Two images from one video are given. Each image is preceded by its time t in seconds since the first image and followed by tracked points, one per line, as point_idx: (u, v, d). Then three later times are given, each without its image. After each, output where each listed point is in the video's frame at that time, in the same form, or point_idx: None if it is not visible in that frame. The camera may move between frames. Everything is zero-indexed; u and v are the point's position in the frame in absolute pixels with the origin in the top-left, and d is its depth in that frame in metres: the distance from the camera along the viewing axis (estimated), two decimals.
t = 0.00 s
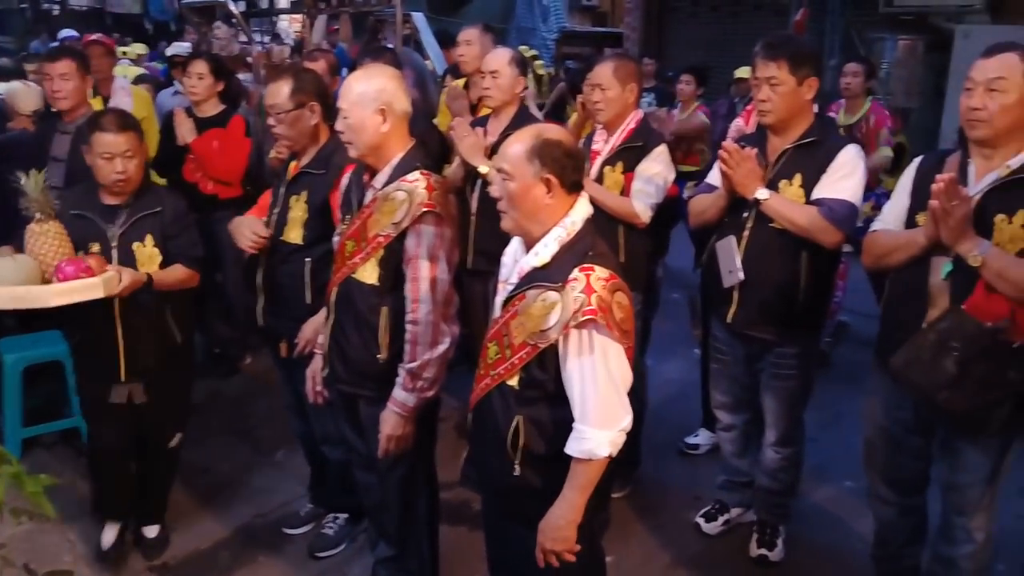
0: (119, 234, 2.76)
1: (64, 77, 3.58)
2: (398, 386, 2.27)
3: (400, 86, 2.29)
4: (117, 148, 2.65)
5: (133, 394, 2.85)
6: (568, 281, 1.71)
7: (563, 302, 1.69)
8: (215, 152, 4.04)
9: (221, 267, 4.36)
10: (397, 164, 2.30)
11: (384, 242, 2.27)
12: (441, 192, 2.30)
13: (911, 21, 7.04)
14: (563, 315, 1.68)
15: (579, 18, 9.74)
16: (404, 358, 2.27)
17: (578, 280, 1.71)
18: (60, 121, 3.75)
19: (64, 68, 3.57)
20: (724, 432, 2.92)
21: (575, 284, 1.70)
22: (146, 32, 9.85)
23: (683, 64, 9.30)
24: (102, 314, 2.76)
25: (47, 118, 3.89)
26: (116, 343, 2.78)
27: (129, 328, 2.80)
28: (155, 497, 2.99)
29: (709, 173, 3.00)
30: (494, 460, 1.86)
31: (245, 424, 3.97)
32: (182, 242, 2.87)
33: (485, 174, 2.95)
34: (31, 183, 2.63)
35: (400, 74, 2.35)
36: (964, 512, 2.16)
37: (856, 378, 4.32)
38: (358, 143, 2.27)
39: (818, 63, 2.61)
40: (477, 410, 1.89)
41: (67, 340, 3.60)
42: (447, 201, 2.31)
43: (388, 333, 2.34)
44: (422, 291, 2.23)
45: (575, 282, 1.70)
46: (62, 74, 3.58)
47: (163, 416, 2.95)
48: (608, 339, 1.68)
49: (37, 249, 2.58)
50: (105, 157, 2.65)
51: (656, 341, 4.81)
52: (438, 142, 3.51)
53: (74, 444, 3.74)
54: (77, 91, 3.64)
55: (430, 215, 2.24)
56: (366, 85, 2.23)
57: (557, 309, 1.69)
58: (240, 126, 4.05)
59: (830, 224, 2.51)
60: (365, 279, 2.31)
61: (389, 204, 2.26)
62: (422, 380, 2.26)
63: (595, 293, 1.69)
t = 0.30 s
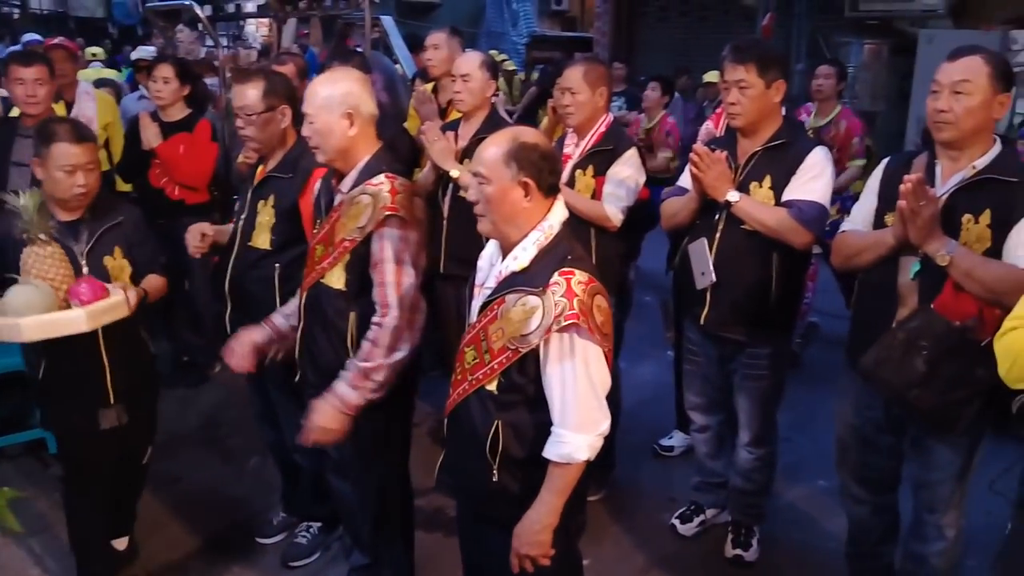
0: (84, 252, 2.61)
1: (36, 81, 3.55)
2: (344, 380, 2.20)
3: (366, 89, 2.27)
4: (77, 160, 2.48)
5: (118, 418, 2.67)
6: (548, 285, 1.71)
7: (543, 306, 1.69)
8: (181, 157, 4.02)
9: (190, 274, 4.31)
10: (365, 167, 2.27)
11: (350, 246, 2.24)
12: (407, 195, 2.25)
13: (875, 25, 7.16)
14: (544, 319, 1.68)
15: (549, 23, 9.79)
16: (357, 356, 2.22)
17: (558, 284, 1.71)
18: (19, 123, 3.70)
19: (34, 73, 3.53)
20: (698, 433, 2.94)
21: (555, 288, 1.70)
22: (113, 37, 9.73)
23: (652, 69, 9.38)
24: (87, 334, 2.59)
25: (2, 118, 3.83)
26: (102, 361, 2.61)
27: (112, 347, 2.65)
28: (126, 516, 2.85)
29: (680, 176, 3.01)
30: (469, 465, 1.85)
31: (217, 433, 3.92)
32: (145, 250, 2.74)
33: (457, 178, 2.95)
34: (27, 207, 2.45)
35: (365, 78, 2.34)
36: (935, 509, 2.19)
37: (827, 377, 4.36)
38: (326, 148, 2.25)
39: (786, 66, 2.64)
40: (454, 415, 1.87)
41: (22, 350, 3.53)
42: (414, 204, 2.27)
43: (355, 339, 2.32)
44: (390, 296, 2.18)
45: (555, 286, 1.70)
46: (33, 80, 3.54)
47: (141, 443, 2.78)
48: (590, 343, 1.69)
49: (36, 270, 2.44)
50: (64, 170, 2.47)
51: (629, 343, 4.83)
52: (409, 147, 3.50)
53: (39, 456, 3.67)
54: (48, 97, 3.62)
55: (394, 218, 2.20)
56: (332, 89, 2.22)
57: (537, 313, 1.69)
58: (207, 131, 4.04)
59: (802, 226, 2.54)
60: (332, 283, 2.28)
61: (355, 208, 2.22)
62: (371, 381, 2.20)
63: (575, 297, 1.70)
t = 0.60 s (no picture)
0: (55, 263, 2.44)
1: (10, 82, 3.51)
2: (247, 340, 2.02)
3: (338, 87, 2.25)
4: (45, 165, 2.34)
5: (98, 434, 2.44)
6: (533, 285, 1.71)
7: (528, 307, 1.69)
8: (157, 158, 3.98)
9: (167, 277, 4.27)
10: (336, 167, 2.23)
11: (319, 247, 2.19)
12: (376, 196, 2.16)
13: (853, 28, 7.23)
14: (529, 320, 1.68)
15: (530, 25, 9.80)
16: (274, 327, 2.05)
17: (543, 284, 1.70)
18: None
19: (8, 75, 3.50)
20: (679, 434, 2.94)
21: (540, 288, 1.70)
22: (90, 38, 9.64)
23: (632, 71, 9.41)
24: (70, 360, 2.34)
25: None
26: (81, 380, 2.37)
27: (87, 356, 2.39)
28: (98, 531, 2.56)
29: (661, 177, 3.02)
30: (451, 466, 1.83)
31: (196, 437, 3.88)
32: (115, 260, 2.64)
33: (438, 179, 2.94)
34: (44, 214, 2.20)
35: (337, 77, 2.32)
36: (914, 507, 2.20)
37: (807, 377, 4.39)
38: (301, 148, 2.22)
39: (766, 67, 2.65)
40: (437, 418, 1.86)
41: None
42: (383, 206, 2.18)
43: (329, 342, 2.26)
44: (332, 288, 2.04)
45: (540, 287, 1.70)
46: (8, 80, 3.50)
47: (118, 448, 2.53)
48: (574, 343, 1.69)
49: (59, 279, 2.22)
50: (33, 177, 2.32)
51: (610, 345, 4.84)
52: (389, 148, 3.48)
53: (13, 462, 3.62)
54: (22, 98, 3.56)
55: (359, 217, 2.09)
56: (304, 88, 2.18)
57: (522, 314, 1.68)
58: (183, 132, 4.02)
59: (782, 226, 2.55)
60: (303, 283, 2.25)
61: (324, 207, 2.17)
62: (274, 356, 2.02)
63: (560, 297, 1.70)
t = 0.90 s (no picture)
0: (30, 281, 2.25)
1: None
2: (170, 334, 2.00)
3: (296, 87, 2.16)
4: (21, 175, 2.17)
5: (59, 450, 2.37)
6: (511, 286, 1.70)
7: (507, 308, 1.68)
8: (127, 164, 3.92)
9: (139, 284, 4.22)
10: (292, 169, 2.15)
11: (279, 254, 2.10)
12: (331, 197, 2.10)
13: (824, 26, 7.29)
14: (509, 321, 1.67)
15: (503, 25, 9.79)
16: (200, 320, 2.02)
17: (521, 284, 1.70)
18: None
19: None
20: (658, 433, 2.95)
21: (518, 289, 1.69)
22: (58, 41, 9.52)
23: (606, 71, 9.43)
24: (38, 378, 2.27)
25: None
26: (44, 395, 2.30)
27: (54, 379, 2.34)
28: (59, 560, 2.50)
29: (636, 176, 3.02)
30: (430, 470, 1.82)
31: (171, 444, 3.84)
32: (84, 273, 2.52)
33: (413, 181, 2.93)
34: (54, 222, 2.12)
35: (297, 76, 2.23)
36: (892, 502, 2.22)
37: (784, 373, 4.42)
38: (260, 152, 2.14)
39: (738, 65, 2.66)
40: (415, 421, 1.85)
41: None
42: (337, 205, 2.13)
43: (295, 342, 2.23)
44: (262, 282, 2.01)
45: (518, 287, 1.70)
46: None
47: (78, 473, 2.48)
48: (554, 342, 1.69)
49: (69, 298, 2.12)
50: (8, 188, 2.15)
51: (589, 344, 4.85)
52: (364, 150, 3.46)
53: None
54: None
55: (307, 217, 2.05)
56: (263, 89, 2.10)
57: (501, 315, 1.67)
58: (153, 137, 3.97)
59: (757, 223, 2.56)
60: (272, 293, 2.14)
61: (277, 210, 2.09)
62: (194, 351, 1.99)
63: (538, 296, 1.70)
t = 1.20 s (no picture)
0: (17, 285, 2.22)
1: None
2: (195, 326, 1.98)
3: (262, 88, 2.10)
4: (11, 176, 2.11)
5: (43, 453, 2.34)
6: (499, 283, 1.69)
7: (495, 305, 1.66)
8: (111, 163, 3.88)
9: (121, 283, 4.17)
10: (263, 172, 2.10)
11: (261, 253, 2.08)
12: (311, 194, 2.09)
13: (810, 27, 7.31)
14: (497, 317, 1.65)
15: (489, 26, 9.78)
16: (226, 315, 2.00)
17: (509, 282, 1.69)
18: None
19: None
20: (644, 433, 2.94)
21: (506, 286, 1.68)
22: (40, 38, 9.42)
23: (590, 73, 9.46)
24: (26, 381, 2.25)
25: None
26: (32, 397, 2.28)
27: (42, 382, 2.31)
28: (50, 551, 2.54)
29: (622, 175, 3.01)
30: (418, 470, 1.80)
31: (154, 444, 3.80)
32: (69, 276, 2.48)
33: (399, 180, 2.91)
34: (66, 221, 2.06)
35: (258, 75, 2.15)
36: (878, 502, 2.22)
37: (770, 374, 4.43)
38: (229, 156, 2.08)
39: (725, 64, 2.66)
40: (400, 420, 1.82)
41: None
42: (316, 199, 2.10)
43: (291, 342, 2.20)
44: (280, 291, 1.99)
45: (506, 284, 1.68)
46: None
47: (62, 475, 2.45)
48: (542, 338, 1.68)
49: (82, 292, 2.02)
50: None
51: (575, 345, 4.84)
52: (349, 148, 3.44)
53: None
54: None
55: (292, 217, 2.02)
56: (227, 91, 2.03)
57: (489, 312, 1.65)
58: (138, 137, 3.94)
59: (743, 222, 2.56)
60: (255, 293, 2.11)
61: (257, 214, 2.06)
62: (218, 347, 1.97)
63: (526, 293, 1.68)
